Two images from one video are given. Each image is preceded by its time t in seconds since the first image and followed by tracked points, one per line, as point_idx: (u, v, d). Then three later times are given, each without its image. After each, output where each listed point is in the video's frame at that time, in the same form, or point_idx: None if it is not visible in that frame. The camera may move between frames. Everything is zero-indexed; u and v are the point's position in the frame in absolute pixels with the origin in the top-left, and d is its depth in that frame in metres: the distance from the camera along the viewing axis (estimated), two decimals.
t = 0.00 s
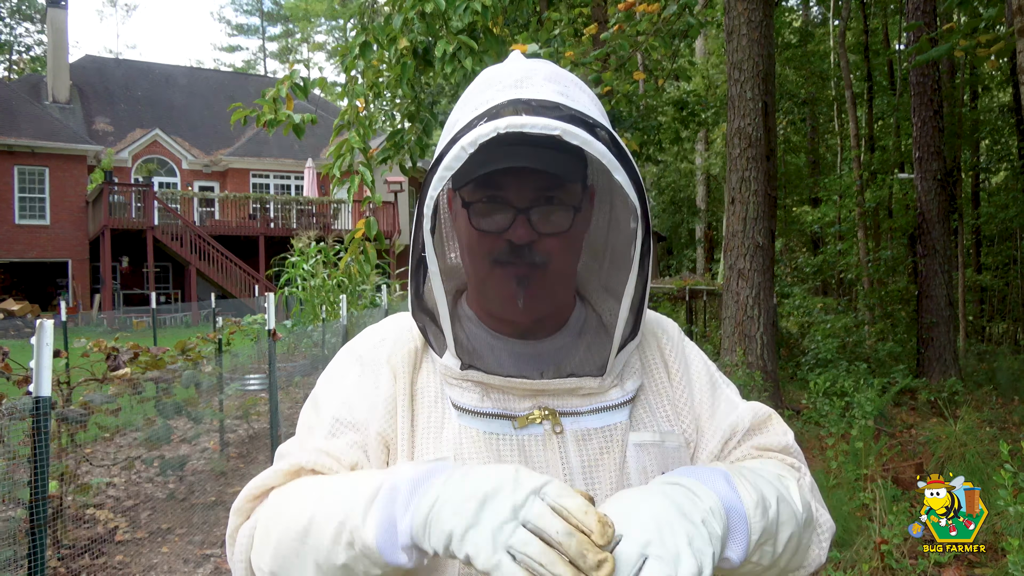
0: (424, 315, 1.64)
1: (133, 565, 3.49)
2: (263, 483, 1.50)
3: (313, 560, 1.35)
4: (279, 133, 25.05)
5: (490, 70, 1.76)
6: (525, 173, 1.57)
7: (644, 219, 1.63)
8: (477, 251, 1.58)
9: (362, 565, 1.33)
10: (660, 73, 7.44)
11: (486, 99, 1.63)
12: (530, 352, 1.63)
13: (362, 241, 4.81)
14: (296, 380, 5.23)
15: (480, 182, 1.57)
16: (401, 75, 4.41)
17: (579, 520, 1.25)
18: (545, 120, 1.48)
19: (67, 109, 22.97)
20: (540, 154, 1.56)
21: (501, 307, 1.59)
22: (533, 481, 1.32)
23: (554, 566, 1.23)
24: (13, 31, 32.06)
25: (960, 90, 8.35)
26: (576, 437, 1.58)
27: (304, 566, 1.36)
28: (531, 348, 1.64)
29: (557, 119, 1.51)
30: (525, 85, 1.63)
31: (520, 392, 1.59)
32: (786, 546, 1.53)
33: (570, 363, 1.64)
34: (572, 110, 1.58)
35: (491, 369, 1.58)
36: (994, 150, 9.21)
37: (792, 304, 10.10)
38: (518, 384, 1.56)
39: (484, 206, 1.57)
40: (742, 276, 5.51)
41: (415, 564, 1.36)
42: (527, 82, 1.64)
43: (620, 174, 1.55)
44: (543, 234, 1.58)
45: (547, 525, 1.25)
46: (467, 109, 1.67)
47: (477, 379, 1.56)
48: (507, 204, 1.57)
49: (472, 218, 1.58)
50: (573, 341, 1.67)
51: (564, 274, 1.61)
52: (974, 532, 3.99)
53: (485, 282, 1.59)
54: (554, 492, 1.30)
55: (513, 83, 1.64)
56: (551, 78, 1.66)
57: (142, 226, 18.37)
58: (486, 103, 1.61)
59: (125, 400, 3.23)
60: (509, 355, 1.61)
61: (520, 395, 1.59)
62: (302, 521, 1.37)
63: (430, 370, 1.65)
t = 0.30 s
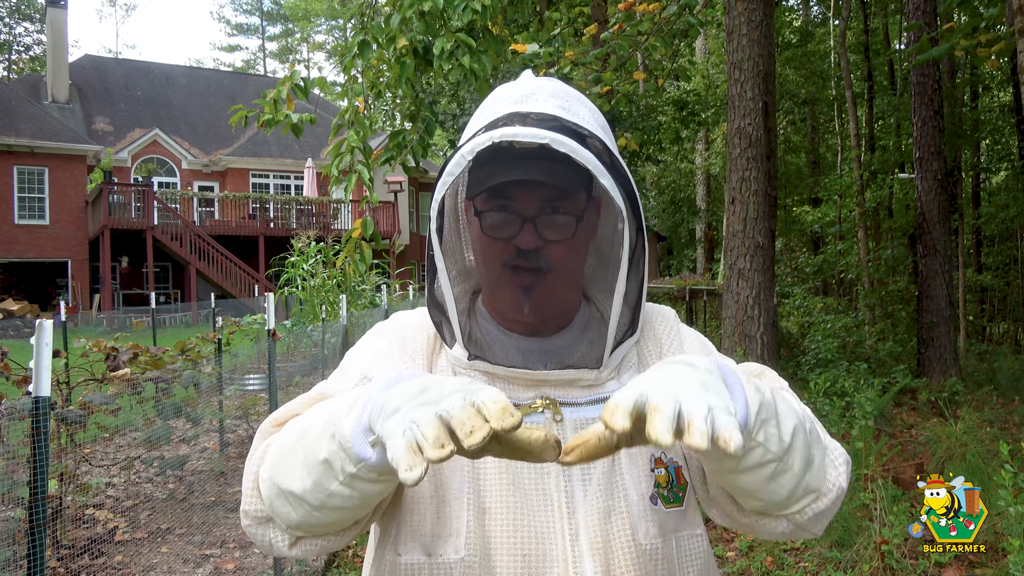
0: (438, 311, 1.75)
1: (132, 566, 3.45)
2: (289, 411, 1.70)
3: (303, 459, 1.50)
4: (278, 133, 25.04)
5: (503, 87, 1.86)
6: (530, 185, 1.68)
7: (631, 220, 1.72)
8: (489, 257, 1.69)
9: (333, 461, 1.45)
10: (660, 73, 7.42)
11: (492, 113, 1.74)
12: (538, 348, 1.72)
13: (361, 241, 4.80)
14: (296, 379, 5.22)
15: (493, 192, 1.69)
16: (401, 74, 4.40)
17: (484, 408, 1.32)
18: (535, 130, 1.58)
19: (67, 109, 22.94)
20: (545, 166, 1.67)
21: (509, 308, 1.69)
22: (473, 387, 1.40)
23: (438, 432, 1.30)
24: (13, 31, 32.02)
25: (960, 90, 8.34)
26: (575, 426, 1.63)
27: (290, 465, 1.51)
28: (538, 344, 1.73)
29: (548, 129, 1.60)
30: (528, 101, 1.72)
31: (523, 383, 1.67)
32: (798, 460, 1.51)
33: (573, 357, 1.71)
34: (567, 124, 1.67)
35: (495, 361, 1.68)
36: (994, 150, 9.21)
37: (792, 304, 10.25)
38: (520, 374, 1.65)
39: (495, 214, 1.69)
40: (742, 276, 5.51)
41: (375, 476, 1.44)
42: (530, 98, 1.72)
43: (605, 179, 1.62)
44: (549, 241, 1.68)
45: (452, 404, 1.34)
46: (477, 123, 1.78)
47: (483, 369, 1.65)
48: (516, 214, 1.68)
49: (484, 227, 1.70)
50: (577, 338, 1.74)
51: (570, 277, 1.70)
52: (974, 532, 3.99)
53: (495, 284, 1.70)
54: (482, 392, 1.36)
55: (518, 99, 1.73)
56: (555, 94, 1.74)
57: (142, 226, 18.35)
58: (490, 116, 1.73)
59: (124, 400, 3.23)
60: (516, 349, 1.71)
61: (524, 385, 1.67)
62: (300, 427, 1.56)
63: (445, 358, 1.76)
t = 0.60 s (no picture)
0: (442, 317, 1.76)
1: (133, 565, 3.41)
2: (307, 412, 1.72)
3: (319, 450, 1.53)
4: (279, 133, 25.03)
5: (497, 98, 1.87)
6: (527, 192, 1.69)
7: (619, 220, 1.72)
8: (491, 262, 1.70)
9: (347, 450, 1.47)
10: (660, 73, 7.42)
11: (484, 127, 1.76)
12: (541, 347, 1.74)
13: (360, 240, 4.80)
14: (296, 379, 5.21)
15: (494, 201, 1.70)
16: (400, 74, 4.39)
17: (481, 404, 1.35)
18: (525, 140, 1.59)
19: (67, 109, 22.95)
20: (542, 175, 1.69)
21: (513, 312, 1.70)
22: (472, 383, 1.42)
23: (436, 425, 1.35)
24: (13, 31, 32.00)
25: (960, 90, 8.35)
26: (577, 420, 1.64)
27: (308, 455, 1.54)
28: (541, 343, 1.75)
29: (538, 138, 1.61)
30: (518, 115, 1.72)
31: (525, 380, 1.68)
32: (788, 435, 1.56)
33: (573, 353, 1.72)
34: (557, 133, 1.68)
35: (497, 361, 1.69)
36: (994, 150, 9.20)
37: (792, 304, 10.26)
38: (522, 371, 1.66)
39: (496, 223, 1.70)
40: (742, 275, 5.51)
41: (386, 464, 1.45)
42: (519, 113, 1.72)
43: (592, 182, 1.62)
44: (549, 245, 1.68)
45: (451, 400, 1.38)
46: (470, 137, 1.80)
47: (487, 369, 1.67)
48: (517, 221, 1.69)
49: (486, 236, 1.70)
50: (579, 334, 1.75)
51: (571, 279, 1.71)
52: (974, 532, 3.99)
53: (499, 289, 1.70)
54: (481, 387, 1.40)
55: (508, 115, 1.73)
56: (543, 106, 1.75)
57: (142, 226, 18.35)
58: (482, 132, 1.74)
59: (124, 400, 3.23)
60: (519, 349, 1.74)
61: (526, 382, 1.68)
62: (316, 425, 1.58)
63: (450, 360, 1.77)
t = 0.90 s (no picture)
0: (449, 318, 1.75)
1: (132, 565, 3.42)
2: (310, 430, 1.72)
3: (330, 474, 1.52)
4: (279, 133, 25.04)
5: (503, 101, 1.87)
6: (532, 194, 1.69)
7: (627, 224, 1.70)
8: (497, 264, 1.70)
9: (360, 473, 1.47)
10: (660, 73, 7.42)
11: (492, 131, 1.76)
12: (544, 347, 1.75)
13: (360, 240, 4.80)
14: (296, 379, 5.20)
15: (500, 203, 1.70)
16: (400, 74, 4.39)
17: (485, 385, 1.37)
18: (534, 143, 1.59)
19: (67, 109, 22.95)
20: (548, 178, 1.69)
21: (519, 312, 1.70)
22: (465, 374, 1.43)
23: (452, 428, 1.34)
24: (13, 31, 31.97)
25: (960, 90, 8.36)
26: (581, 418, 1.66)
27: (319, 479, 1.54)
28: (543, 343, 1.75)
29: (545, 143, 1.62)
30: (525, 121, 1.73)
31: (530, 379, 1.68)
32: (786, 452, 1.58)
33: (577, 353, 1.73)
34: (564, 136, 1.68)
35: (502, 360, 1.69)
36: (994, 150, 9.19)
37: (792, 304, 10.26)
38: (528, 371, 1.65)
39: (502, 225, 1.70)
40: (742, 275, 5.51)
41: (399, 481, 1.46)
42: (527, 117, 1.73)
43: (600, 184, 1.61)
44: (555, 246, 1.69)
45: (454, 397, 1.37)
46: (476, 138, 1.80)
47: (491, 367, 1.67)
48: (523, 223, 1.69)
49: (493, 238, 1.70)
50: (581, 336, 1.76)
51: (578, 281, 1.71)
52: (974, 532, 3.99)
53: (503, 289, 1.70)
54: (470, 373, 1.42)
55: (515, 119, 1.74)
56: (550, 111, 1.75)
57: (142, 226, 18.34)
58: (488, 136, 1.75)
59: (124, 400, 3.22)
60: (523, 349, 1.75)
61: (531, 381, 1.68)
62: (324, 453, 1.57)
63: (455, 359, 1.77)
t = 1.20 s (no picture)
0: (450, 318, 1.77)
1: (132, 565, 3.43)
2: (313, 451, 1.67)
3: (343, 520, 1.47)
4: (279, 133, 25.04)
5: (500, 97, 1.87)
6: (538, 192, 1.70)
7: (634, 224, 1.72)
8: (512, 264, 1.70)
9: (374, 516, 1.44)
10: (659, 73, 7.42)
11: (493, 128, 1.75)
12: (546, 347, 1.78)
13: (360, 240, 4.80)
14: (296, 379, 5.20)
15: (505, 203, 1.70)
16: (400, 75, 4.40)
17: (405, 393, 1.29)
18: (542, 142, 1.60)
19: (67, 109, 22.95)
20: (557, 175, 1.70)
21: (533, 311, 1.72)
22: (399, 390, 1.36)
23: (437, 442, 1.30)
24: (13, 31, 31.96)
25: (960, 90, 8.36)
26: (585, 421, 1.68)
27: (332, 524, 1.49)
28: (547, 344, 1.78)
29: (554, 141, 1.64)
30: (528, 116, 1.73)
31: (533, 381, 1.70)
32: (794, 483, 1.57)
33: (580, 354, 1.76)
34: (567, 133, 1.69)
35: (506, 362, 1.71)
36: (994, 150, 9.19)
37: (792, 304, 10.26)
38: (530, 373, 1.69)
39: (516, 225, 1.69)
40: (742, 275, 5.51)
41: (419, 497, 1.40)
42: (529, 114, 1.74)
43: (608, 186, 1.64)
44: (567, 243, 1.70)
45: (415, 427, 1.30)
46: (476, 136, 1.80)
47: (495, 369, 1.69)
48: (535, 221, 1.69)
49: (505, 239, 1.70)
50: (583, 336, 1.79)
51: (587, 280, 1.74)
52: (974, 532, 4.00)
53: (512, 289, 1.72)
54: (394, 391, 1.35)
55: (518, 115, 1.75)
56: (552, 107, 1.76)
57: (142, 226, 18.35)
58: (491, 133, 1.74)
59: (124, 400, 3.22)
60: (526, 351, 1.76)
61: (534, 383, 1.71)
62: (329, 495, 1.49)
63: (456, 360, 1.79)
